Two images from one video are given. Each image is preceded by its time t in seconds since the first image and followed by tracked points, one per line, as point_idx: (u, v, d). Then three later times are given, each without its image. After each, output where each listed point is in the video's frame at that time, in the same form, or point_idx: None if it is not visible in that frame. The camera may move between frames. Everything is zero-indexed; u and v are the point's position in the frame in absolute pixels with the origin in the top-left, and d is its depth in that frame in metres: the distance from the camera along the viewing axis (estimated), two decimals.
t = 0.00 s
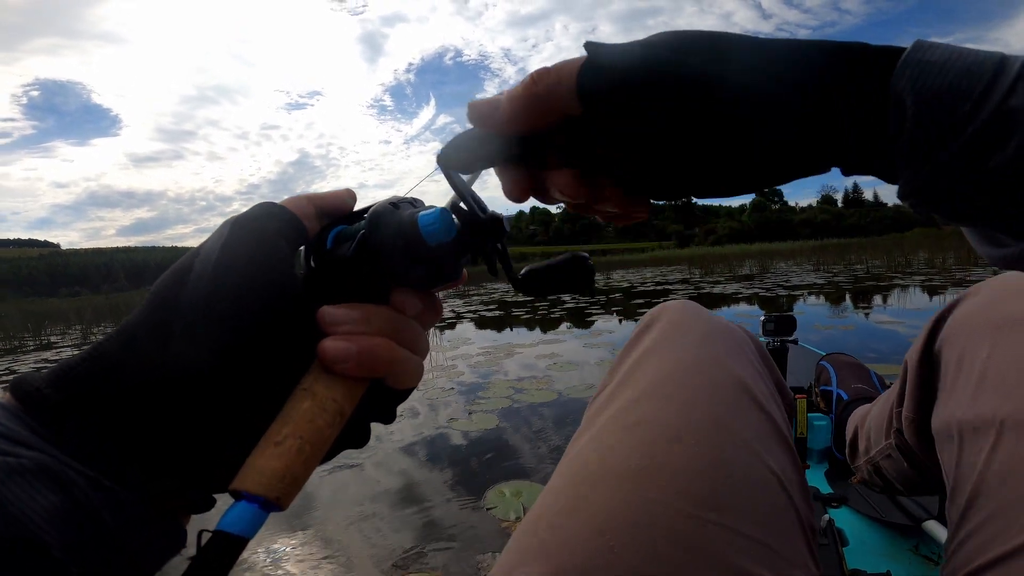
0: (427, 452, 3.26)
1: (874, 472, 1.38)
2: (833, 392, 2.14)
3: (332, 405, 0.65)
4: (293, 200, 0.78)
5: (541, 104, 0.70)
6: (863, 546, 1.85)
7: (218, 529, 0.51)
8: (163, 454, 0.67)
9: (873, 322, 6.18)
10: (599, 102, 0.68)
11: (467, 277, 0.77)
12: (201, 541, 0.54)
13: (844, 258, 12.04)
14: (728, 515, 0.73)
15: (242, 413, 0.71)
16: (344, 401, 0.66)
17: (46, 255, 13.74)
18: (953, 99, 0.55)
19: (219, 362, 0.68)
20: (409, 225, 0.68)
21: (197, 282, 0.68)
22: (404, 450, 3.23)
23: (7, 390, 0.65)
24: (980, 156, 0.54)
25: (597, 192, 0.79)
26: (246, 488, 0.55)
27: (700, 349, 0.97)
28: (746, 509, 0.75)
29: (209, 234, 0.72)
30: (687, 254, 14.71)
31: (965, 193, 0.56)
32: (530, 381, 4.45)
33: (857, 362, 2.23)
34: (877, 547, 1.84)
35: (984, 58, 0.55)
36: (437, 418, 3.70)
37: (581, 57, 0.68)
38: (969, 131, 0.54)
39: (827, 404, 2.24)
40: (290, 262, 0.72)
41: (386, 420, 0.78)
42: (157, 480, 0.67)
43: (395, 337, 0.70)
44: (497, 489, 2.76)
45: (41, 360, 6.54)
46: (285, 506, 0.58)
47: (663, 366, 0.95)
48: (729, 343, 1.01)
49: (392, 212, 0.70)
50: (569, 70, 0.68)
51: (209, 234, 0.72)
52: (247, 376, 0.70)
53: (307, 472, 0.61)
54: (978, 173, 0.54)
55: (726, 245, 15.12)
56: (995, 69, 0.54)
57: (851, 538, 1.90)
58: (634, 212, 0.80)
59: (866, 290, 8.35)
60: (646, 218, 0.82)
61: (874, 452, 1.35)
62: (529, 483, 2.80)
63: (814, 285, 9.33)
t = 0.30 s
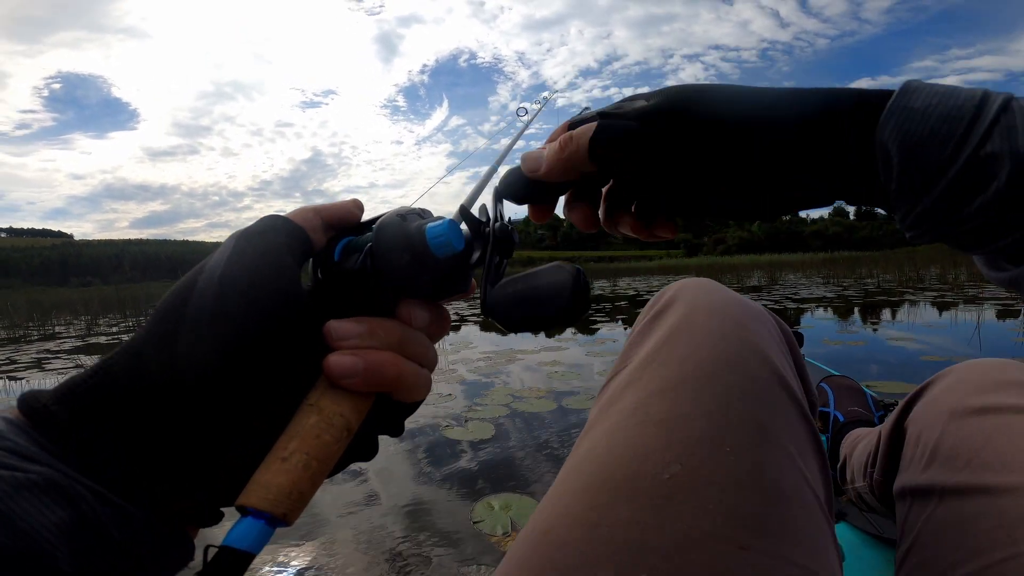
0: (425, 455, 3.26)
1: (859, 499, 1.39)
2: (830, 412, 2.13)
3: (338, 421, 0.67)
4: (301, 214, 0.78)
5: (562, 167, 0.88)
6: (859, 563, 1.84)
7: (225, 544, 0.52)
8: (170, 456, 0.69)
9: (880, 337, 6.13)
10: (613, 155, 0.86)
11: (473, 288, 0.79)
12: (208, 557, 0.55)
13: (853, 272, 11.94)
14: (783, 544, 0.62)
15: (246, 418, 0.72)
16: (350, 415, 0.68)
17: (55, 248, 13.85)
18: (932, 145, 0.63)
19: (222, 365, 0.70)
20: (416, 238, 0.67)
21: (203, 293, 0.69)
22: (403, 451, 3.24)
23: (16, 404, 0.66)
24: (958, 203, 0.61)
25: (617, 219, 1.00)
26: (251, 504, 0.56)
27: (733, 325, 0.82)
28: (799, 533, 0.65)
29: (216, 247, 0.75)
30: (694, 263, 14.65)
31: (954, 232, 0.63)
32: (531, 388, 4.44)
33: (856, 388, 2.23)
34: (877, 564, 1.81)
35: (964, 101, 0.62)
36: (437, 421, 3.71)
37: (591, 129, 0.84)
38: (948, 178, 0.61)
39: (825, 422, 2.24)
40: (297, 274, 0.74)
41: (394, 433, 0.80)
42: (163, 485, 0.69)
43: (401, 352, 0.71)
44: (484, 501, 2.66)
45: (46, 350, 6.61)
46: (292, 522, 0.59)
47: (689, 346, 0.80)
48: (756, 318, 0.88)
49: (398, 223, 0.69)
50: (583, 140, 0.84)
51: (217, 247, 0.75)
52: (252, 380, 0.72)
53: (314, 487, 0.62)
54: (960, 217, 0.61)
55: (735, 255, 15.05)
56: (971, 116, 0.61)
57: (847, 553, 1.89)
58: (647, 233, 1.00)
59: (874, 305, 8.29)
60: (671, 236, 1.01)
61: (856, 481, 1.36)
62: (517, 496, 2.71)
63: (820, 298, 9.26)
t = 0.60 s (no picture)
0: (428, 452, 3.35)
1: (865, 483, 1.41)
2: (835, 405, 2.15)
3: (376, 410, 0.69)
4: (346, 207, 0.79)
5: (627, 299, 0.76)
6: (852, 560, 1.86)
7: (271, 523, 0.56)
8: (175, 449, 0.70)
9: (887, 332, 6.14)
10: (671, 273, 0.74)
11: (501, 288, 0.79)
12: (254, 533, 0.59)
13: (860, 266, 11.90)
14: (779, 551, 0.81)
15: (247, 416, 0.73)
16: (387, 405, 0.70)
17: (68, 239, 14.06)
18: (925, 157, 0.66)
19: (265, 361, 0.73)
20: (455, 240, 0.70)
21: (266, 284, 0.72)
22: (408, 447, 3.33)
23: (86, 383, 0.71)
24: (951, 209, 0.65)
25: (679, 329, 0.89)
26: (296, 485, 0.60)
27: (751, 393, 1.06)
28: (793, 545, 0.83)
29: (275, 238, 0.77)
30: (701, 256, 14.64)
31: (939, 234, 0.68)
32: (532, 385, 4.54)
33: (860, 378, 2.22)
34: (866, 563, 1.84)
35: (940, 116, 0.66)
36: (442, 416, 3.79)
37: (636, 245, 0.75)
38: (941, 187, 0.66)
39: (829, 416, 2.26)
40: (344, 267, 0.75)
41: (421, 423, 0.83)
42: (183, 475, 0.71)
43: (435, 346, 0.74)
44: (470, 500, 2.75)
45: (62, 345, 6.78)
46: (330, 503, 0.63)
47: (708, 408, 1.04)
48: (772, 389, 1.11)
49: (437, 225, 0.71)
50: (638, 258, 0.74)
51: (276, 237, 0.77)
52: (261, 380, 0.74)
53: (353, 472, 0.66)
54: (955, 223, 0.66)
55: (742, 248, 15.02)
56: (951, 130, 0.65)
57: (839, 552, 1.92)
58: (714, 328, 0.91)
59: (881, 299, 8.27)
60: (729, 323, 0.91)
61: (866, 462, 1.38)
62: (501, 496, 2.80)
63: (827, 293, 9.25)
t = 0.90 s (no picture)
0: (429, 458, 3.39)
1: (879, 466, 1.42)
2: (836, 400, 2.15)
3: (393, 450, 0.76)
4: (365, 251, 0.86)
5: (609, 173, 0.75)
6: (850, 554, 1.91)
7: (290, 560, 0.61)
8: (191, 471, 0.75)
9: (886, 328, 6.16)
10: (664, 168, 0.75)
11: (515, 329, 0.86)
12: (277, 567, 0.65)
13: (857, 262, 11.94)
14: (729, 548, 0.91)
15: (254, 422, 0.79)
16: (403, 446, 0.77)
17: (66, 248, 14.05)
18: (957, 182, 0.64)
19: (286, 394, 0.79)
20: (471, 282, 0.77)
21: (285, 325, 0.77)
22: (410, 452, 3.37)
23: (111, 425, 0.77)
24: (974, 238, 0.63)
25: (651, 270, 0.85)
26: (314, 523, 0.65)
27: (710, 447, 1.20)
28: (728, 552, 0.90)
29: (292, 279, 0.83)
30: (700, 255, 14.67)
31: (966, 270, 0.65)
32: (529, 389, 4.54)
33: (862, 371, 2.23)
34: (865, 557, 1.88)
35: (986, 137, 0.63)
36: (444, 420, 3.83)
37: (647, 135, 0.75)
38: (968, 213, 0.63)
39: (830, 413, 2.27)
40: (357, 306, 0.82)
41: (436, 461, 0.88)
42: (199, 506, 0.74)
43: (451, 389, 0.81)
44: (456, 511, 2.89)
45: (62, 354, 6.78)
46: (347, 540, 0.68)
47: (670, 470, 1.19)
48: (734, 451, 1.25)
49: (454, 267, 0.78)
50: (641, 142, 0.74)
51: (293, 279, 0.83)
52: (267, 395, 0.79)
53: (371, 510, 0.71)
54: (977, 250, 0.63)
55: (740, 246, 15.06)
56: (993, 152, 0.62)
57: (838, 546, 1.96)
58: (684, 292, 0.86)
59: (879, 295, 8.30)
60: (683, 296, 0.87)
61: (881, 440, 1.40)
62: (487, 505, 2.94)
63: (824, 289, 9.28)
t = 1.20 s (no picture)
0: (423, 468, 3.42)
1: (871, 467, 1.49)
2: (824, 406, 2.20)
3: (393, 459, 0.79)
4: (364, 266, 0.90)
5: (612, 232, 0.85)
6: (839, 557, 1.95)
7: (287, 567, 0.64)
8: (185, 488, 0.78)
9: (876, 335, 6.24)
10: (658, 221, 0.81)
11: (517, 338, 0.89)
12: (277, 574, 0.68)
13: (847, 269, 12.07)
14: (739, 557, 1.02)
15: (251, 436, 0.84)
16: (403, 454, 0.80)
17: (57, 256, 13.98)
18: (964, 220, 0.61)
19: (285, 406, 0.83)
20: (470, 292, 0.80)
21: (282, 341, 0.80)
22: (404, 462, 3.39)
23: (120, 437, 0.81)
24: (982, 275, 0.61)
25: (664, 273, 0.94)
26: (314, 532, 0.69)
27: (711, 486, 1.29)
28: (740, 564, 1.00)
29: (291, 297, 0.87)
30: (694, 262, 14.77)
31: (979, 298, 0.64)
32: (518, 401, 4.62)
33: (848, 378, 2.28)
34: (855, 560, 1.93)
35: (995, 168, 0.59)
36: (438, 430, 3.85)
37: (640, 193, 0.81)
38: (975, 251, 0.61)
39: (818, 419, 2.32)
40: (357, 322, 0.85)
41: (440, 470, 0.93)
42: (199, 516, 0.78)
43: (454, 396, 0.84)
44: (434, 530, 2.83)
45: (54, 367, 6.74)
46: (347, 548, 0.72)
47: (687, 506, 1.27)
48: (735, 489, 1.31)
49: (451, 278, 0.82)
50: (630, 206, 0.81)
51: (292, 297, 0.87)
52: (265, 409, 0.84)
53: (369, 518, 0.75)
54: (989, 286, 0.61)
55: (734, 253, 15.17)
56: (999, 187, 0.58)
57: (829, 551, 1.99)
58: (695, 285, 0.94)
59: (871, 301, 8.39)
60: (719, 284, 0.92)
61: (874, 441, 1.46)
62: (468, 523, 2.87)
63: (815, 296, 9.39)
